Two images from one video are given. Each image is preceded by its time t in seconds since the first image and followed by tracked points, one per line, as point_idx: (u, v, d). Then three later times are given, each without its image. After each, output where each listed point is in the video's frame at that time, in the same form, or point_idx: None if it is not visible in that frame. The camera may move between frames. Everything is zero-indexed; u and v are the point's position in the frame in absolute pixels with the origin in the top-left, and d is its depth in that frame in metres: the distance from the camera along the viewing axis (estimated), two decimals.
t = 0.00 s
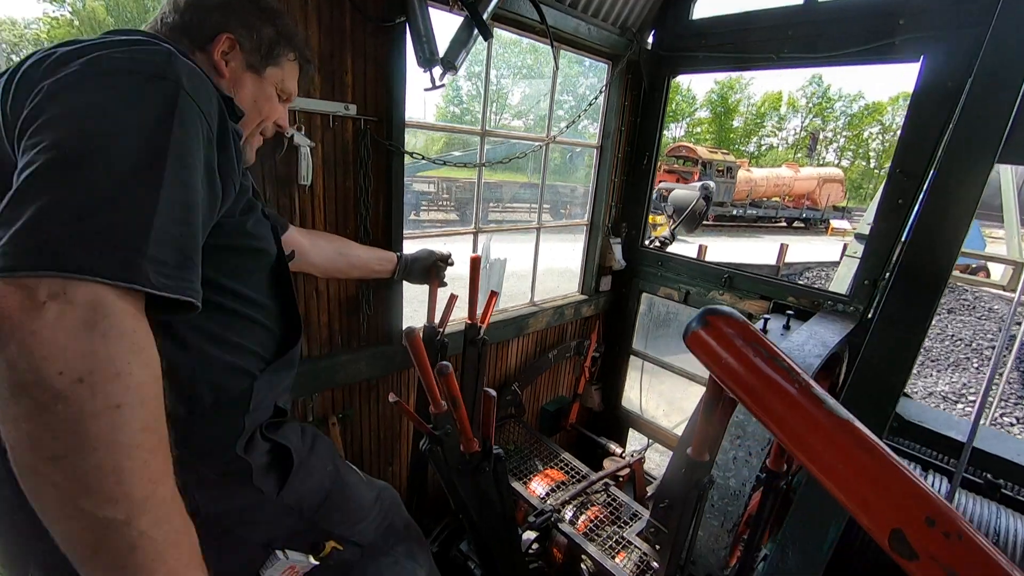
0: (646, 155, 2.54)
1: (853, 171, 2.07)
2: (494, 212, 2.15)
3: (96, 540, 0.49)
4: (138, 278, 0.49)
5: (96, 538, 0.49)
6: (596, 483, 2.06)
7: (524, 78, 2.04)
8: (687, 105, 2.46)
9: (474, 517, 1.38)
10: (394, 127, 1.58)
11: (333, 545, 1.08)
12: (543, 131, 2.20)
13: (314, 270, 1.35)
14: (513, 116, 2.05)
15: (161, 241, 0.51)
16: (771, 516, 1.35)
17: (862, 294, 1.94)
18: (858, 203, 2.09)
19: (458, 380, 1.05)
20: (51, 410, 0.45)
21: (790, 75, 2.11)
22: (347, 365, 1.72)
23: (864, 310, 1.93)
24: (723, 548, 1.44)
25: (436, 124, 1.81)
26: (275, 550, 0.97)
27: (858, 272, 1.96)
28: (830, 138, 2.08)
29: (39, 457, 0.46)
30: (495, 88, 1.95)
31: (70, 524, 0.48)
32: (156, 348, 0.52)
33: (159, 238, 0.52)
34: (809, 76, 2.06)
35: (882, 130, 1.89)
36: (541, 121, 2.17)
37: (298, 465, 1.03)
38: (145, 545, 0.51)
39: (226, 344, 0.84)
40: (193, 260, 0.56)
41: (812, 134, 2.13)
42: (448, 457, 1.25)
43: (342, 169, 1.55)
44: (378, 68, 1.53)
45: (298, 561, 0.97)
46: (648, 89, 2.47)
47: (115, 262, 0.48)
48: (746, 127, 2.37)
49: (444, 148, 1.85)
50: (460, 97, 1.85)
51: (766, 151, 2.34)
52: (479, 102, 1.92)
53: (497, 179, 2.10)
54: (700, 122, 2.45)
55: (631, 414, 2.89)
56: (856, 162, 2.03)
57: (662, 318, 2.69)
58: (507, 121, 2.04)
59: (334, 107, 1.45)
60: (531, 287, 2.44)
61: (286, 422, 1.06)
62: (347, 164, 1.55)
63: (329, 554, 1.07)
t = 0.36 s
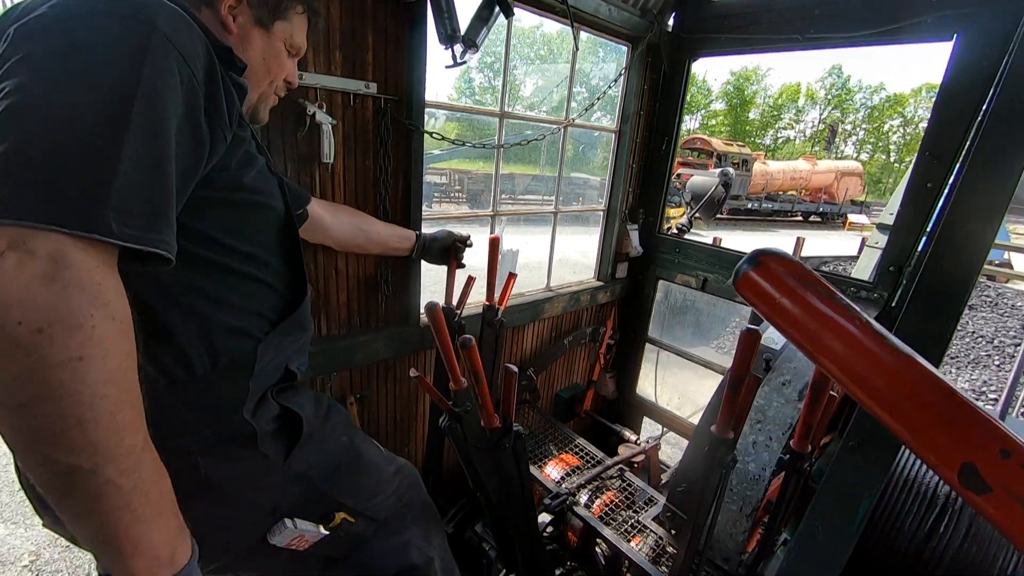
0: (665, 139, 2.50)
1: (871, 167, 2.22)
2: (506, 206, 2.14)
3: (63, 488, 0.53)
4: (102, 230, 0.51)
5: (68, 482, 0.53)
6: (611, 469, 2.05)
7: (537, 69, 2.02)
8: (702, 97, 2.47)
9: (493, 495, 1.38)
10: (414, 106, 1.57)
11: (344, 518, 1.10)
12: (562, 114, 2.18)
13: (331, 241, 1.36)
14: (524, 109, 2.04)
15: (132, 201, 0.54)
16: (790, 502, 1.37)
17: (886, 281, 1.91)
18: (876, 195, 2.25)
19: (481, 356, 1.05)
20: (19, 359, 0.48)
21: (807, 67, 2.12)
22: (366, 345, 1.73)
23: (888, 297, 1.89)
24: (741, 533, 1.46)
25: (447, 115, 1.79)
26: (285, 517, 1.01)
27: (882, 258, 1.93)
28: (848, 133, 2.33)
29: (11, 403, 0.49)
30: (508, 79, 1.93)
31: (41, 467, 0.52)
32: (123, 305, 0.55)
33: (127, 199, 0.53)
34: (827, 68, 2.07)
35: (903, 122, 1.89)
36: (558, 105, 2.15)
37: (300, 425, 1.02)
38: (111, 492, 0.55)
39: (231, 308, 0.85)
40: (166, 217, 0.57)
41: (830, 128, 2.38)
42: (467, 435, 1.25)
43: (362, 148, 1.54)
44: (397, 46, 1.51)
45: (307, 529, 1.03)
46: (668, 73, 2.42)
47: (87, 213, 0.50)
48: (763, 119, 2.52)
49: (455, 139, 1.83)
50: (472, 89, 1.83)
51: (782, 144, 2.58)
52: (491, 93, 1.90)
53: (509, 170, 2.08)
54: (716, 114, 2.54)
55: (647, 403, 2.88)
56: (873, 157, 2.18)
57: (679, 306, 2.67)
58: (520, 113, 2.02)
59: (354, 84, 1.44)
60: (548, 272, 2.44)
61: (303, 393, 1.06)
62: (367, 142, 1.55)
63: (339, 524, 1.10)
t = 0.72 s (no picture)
0: (679, 107, 2.43)
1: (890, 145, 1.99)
2: (514, 186, 2.14)
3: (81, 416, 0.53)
4: (96, 152, 0.49)
5: (83, 411, 0.53)
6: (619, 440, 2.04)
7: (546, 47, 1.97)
8: (715, 75, 2.37)
9: (502, 459, 1.38)
10: (421, 67, 1.53)
11: (354, 438, 1.06)
12: (573, 78, 2.13)
13: (340, 201, 1.35)
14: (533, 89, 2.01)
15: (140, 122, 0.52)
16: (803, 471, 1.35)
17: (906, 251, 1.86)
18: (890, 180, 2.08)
19: (492, 315, 1.03)
20: (19, 284, 0.47)
21: (824, 43, 2.03)
22: (373, 312, 1.72)
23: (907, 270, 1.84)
24: (752, 502, 1.43)
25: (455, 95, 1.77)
26: (291, 447, 0.97)
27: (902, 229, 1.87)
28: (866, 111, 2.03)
29: (14, 331, 0.48)
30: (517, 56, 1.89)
31: (58, 396, 0.51)
32: (128, 233, 0.53)
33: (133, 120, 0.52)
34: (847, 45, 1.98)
35: (922, 103, 1.84)
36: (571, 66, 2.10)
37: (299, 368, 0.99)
38: (132, 421, 0.55)
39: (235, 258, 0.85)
40: (165, 145, 0.55)
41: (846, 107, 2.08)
42: (476, 398, 1.24)
43: (370, 109, 1.51)
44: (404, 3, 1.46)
45: (316, 454, 0.99)
46: (684, 37, 2.34)
47: (81, 133, 0.48)
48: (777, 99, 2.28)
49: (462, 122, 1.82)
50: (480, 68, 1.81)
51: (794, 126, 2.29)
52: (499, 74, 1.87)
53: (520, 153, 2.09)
54: (728, 94, 2.38)
55: (656, 378, 2.87)
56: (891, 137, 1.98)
57: (690, 279, 2.63)
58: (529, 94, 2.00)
59: (361, 42, 1.40)
60: (558, 245, 2.42)
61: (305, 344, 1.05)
62: (374, 104, 1.51)
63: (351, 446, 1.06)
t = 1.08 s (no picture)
0: (687, 68, 2.34)
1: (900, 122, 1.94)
2: (518, 163, 2.11)
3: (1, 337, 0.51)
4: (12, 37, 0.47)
5: None
6: (622, 407, 2.03)
7: (549, 19, 1.92)
8: (723, 48, 2.27)
9: (504, 419, 1.37)
10: (419, 16, 1.46)
11: (350, 399, 1.04)
12: (579, 34, 2.04)
13: (336, 154, 1.31)
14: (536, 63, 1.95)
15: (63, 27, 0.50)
16: (810, 434, 1.33)
17: (922, 214, 1.81)
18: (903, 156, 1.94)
19: (492, 266, 1.01)
20: None
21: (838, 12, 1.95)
22: (373, 275, 1.68)
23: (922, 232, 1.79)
24: (757, 466, 1.38)
25: (455, 69, 1.72)
26: (284, 403, 0.95)
27: (920, 189, 1.82)
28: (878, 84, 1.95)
29: None
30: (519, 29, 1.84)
31: None
32: (56, 140, 0.52)
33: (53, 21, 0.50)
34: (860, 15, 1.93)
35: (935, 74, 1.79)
36: (576, 21, 2.01)
37: (295, 319, 0.95)
38: (45, 345, 0.53)
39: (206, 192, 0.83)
40: (100, 41, 0.53)
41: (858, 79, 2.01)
42: (478, 356, 1.22)
43: (365, 61, 1.45)
44: None
45: (310, 412, 0.96)
46: None
47: None
48: (786, 71, 2.16)
49: (464, 94, 1.78)
50: (481, 41, 1.76)
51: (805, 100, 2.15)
52: (500, 46, 1.82)
53: (524, 128, 2.06)
54: (736, 66, 2.27)
55: (660, 347, 2.86)
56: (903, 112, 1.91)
57: (696, 247, 2.58)
58: (532, 67, 1.94)
59: None
60: (561, 210, 2.37)
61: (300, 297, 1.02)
62: (370, 56, 1.45)
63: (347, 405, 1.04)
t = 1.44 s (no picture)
0: (692, 24, 2.25)
1: (904, 95, 1.91)
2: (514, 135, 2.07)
3: None
4: None
5: None
6: (620, 371, 2.02)
7: None
8: (727, 16, 2.22)
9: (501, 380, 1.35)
10: None
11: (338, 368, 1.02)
12: None
13: (329, 107, 1.27)
14: (535, 31, 1.89)
15: None
16: (811, 394, 1.32)
17: (931, 174, 1.75)
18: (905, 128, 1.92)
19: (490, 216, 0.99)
20: None
21: None
22: (366, 237, 1.65)
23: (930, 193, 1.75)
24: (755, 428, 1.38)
25: (452, 38, 1.67)
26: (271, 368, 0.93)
27: (928, 147, 1.76)
28: (884, 55, 1.91)
29: None
30: None
31: None
32: None
33: None
34: None
35: (943, 47, 1.73)
36: None
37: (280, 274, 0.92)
38: None
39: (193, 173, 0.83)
40: None
41: (864, 49, 1.95)
42: (474, 314, 1.20)
43: (354, 9, 1.37)
44: None
45: (298, 378, 0.96)
46: None
47: None
48: (790, 41, 2.18)
49: (462, 62, 1.74)
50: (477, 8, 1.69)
51: (808, 70, 2.19)
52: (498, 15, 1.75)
53: (523, 100, 2.00)
54: (739, 35, 2.27)
55: (658, 314, 2.85)
56: (908, 83, 1.87)
57: (696, 213, 2.54)
58: (529, 36, 1.88)
59: None
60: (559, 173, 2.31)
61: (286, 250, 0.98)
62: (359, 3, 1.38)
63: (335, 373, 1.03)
